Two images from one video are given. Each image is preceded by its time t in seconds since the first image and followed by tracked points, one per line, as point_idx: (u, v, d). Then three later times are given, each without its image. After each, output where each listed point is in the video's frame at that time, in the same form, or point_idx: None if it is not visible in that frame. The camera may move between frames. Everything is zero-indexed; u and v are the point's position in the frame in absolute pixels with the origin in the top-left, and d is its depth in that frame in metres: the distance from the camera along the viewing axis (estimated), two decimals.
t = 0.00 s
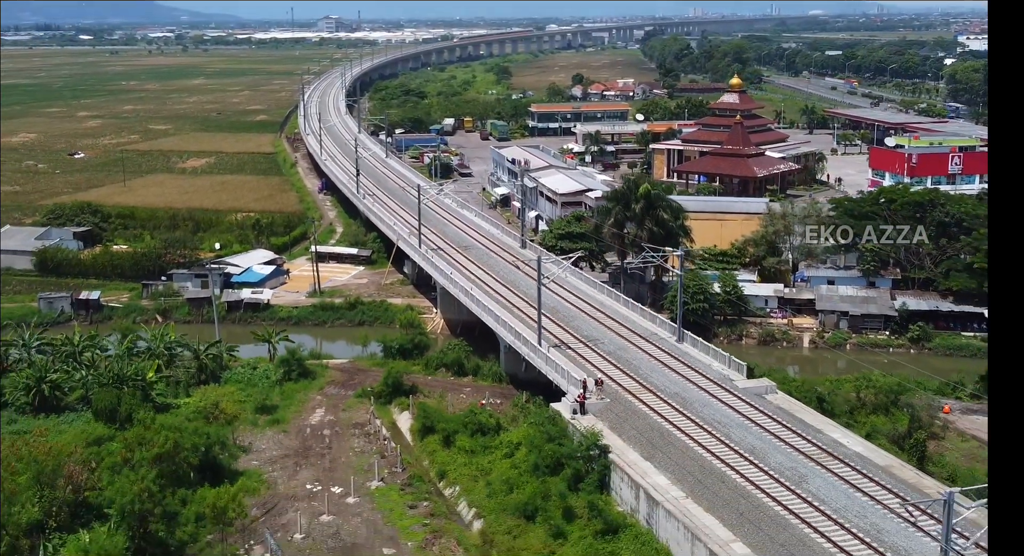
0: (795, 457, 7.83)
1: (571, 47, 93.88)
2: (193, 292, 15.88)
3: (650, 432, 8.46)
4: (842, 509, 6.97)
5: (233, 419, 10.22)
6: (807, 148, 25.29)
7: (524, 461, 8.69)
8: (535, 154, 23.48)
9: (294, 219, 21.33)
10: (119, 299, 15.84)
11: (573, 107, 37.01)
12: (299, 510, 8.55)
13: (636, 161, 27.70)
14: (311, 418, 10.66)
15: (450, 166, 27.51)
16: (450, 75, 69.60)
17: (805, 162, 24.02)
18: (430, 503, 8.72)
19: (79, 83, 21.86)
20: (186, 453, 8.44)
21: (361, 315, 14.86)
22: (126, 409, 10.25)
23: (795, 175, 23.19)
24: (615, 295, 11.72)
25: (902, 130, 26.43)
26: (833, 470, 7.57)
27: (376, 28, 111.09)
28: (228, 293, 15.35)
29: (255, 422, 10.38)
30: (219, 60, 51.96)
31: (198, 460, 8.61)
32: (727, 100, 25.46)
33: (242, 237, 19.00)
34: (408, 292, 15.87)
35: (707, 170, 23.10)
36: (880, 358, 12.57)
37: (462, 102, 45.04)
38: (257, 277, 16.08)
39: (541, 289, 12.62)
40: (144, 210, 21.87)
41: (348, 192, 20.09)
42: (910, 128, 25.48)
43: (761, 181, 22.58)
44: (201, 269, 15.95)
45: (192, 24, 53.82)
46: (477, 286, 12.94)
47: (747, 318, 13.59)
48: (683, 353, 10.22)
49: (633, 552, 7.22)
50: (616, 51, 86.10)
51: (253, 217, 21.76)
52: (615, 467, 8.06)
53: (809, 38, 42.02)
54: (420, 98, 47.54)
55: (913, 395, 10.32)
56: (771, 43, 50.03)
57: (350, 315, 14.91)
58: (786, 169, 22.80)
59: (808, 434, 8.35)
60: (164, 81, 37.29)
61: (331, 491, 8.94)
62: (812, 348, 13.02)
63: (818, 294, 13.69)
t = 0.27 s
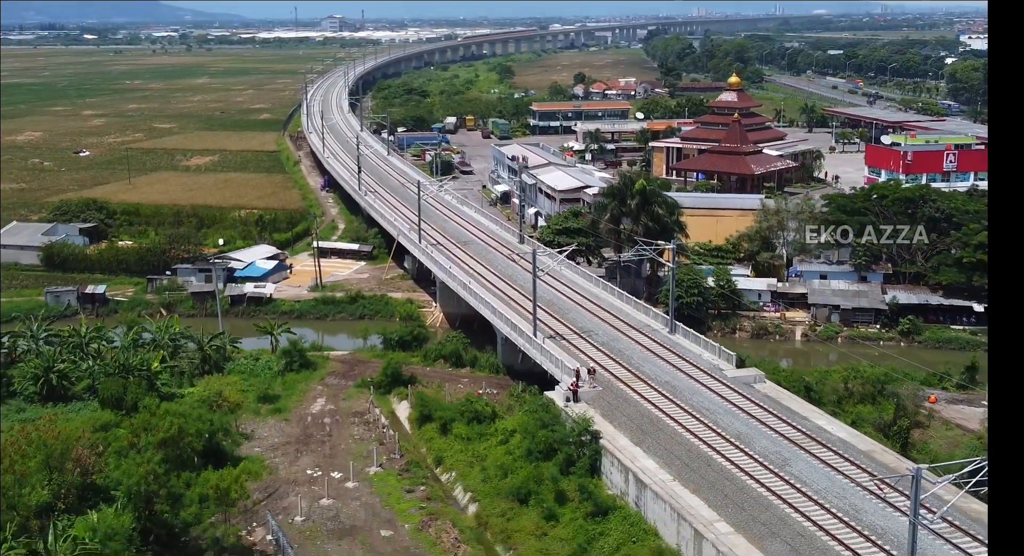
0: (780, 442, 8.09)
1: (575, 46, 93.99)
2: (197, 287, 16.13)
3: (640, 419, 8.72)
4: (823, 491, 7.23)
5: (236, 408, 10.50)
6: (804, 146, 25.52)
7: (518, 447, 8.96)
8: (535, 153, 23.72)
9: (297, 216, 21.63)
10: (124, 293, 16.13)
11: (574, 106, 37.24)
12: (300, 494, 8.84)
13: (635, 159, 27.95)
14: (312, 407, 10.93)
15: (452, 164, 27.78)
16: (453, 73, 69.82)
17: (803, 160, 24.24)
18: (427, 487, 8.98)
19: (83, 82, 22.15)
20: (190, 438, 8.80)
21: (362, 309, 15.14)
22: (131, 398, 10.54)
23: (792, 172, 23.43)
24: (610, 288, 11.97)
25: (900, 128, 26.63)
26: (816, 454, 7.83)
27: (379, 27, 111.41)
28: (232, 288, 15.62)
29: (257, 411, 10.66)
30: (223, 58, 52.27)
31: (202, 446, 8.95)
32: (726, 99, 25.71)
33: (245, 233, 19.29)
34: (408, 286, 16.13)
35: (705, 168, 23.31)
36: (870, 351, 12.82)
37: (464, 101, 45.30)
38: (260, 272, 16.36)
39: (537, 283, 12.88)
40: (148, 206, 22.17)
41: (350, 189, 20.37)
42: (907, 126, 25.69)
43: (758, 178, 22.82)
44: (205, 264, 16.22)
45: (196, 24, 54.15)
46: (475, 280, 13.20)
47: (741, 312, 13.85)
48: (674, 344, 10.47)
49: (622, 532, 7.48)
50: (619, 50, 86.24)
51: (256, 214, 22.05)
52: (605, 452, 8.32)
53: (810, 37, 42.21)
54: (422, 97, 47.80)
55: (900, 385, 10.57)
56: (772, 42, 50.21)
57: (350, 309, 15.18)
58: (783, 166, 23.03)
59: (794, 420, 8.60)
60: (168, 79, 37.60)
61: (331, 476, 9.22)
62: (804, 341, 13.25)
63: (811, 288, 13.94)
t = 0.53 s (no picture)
0: (766, 430, 8.33)
1: (576, 46, 94.18)
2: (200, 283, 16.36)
3: (631, 408, 8.96)
4: (806, 476, 7.46)
5: (237, 398, 10.74)
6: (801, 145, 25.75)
7: (513, 436, 9.19)
8: (534, 151, 23.96)
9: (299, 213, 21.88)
10: (128, 289, 16.37)
11: (574, 105, 37.47)
12: (300, 481, 9.09)
13: (634, 157, 28.17)
14: (313, 398, 11.17)
15: (452, 162, 28.03)
16: (455, 73, 70.03)
17: (800, 158, 24.46)
18: (424, 475, 9.22)
19: (87, 81, 22.39)
20: (193, 427, 9.03)
21: (362, 304, 15.38)
22: (136, 389, 10.79)
23: (789, 170, 23.65)
24: (604, 283, 12.21)
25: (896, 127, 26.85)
26: (801, 442, 8.06)
27: (382, 27, 111.68)
28: (234, 284, 15.85)
29: (259, 402, 10.90)
30: (226, 58, 52.53)
31: (204, 435, 9.20)
32: (724, 98, 25.96)
33: (248, 229, 19.54)
34: (408, 282, 16.38)
35: (703, 166, 23.52)
36: (861, 344, 13.04)
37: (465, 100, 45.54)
38: (262, 268, 16.60)
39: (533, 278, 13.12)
40: (152, 204, 22.42)
41: (351, 187, 20.62)
42: (903, 125, 25.90)
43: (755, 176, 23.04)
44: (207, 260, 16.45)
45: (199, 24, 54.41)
46: (473, 275, 13.45)
47: (735, 307, 14.08)
48: (667, 336, 10.71)
49: (612, 517, 7.71)
50: (620, 50, 86.45)
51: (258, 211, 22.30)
52: (597, 440, 8.56)
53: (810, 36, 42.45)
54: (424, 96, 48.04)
55: (888, 378, 10.79)
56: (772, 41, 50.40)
57: (351, 304, 15.42)
58: (779, 165, 23.26)
59: (780, 409, 8.83)
60: (171, 79, 37.86)
61: (331, 464, 9.46)
62: (797, 336, 13.46)
63: (803, 284, 14.16)
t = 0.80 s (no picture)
0: (755, 421, 8.52)
1: (578, 46, 94.31)
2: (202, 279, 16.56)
3: (624, 400, 9.16)
4: (793, 465, 7.65)
5: (239, 391, 10.94)
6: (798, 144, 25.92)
7: (508, 427, 9.39)
8: (534, 150, 24.16)
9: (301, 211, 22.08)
10: (131, 285, 16.57)
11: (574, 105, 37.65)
12: (300, 471, 9.29)
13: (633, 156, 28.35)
14: (313, 391, 11.37)
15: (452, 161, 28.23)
16: (456, 73, 70.20)
17: (797, 157, 24.62)
18: (421, 465, 9.42)
19: (90, 81, 22.59)
20: (196, 418, 9.23)
21: (363, 300, 15.58)
22: (139, 381, 10.99)
23: (786, 169, 23.82)
24: (600, 279, 12.41)
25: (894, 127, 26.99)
26: (789, 432, 8.25)
27: (384, 27, 111.83)
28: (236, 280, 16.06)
29: (261, 395, 11.10)
30: (228, 57, 52.73)
31: (206, 426, 9.39)
32: (723, 98, 26.14)
33: (250, 227, 19.74)
34: (408, 279, 16.59)
35: (701, 165, 23.72)
36: (853, 340, 13.23)
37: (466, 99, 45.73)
38: (263, 264, 16.80)
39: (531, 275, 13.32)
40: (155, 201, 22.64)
41: (352, 185, 20.82)
42: (900, 124, 26.05)
43: (753, 175, 23.19)
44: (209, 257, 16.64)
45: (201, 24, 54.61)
46: (471, 271, 13.64)
47: (730, 303, 14.26)
48: (661, 331, 10.90)
49: (604, 505, 7.91)
50: (621, 50, 86.59)
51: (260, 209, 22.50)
52: (590, 431, 8.75)
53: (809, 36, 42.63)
54: (425, 96, 48.24)
55: (878, 372, 10.98)
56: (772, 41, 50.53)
57: (351, 300, 15.62)
58: (777, 164, 23.43)
59: (770, 401, 9.03)
60: (174, 78, 38.07)
61: (330, 455, 9.66)
62: (791, 332, 13.65)
63: (798, 280, 14.33)
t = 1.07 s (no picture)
0: (747, 414, 8.68)
1: (580, 46, 94.42)
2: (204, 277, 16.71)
3: (619, 394, 9.32)
4: (783, 457, 7.81)
5: (240, 386, 11.09)
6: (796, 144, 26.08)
7: (505, 420, 9.55)
8: (534, 150, 24.33)
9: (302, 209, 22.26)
10: (134, 282, 16.72)
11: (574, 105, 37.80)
12: (301, 464, 9.45)
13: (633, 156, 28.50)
14: (313, 387, 11.53)
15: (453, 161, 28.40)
16: (457, 73, 70.33)
17: (796, 157, 24.76)
18: (420, 459, 9.58)
19: (93, 81, 22.75)
20: (198, 412, 9.38)
21: (363, 298, 15.74)
22: (142, 377, 11.15)
23: (784, 168, 23.96)
24: (598, 277, 12.56)
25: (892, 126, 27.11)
26: (780, 425, 8.41)
27: (386, 27, 112.01)
28: (238, 278, 16.21)
29: (262, 390, 11.27)
30: (230, 57, 52.90)
31: (209, 419, 9.55)
32: (722, 97, 26.29)
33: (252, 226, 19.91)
34: (408, 277, 16.76)
35: (700, 165, 23.89)
36: (848, 337, 13.37)
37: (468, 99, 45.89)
38: (265, 263, 16.96)
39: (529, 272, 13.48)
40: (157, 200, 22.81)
41: (353, 184, 21.00)
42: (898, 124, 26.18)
43: (752, 174, 23.32)
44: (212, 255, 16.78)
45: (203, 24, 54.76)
46: (471, 269, 13.80)
47: (726, 300, 14.41)
48: (656, 327, 11.06)
49: (599, 496, 8.06)
50: (623, 50, 86.69)
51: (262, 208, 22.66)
52: (585, 424, 8.92)
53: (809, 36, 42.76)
54: (427, 96, 48.40)
55: (871, 367, 11.13)
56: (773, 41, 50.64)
57: (351, 298, 15.78)
58: (776, 163, 23.56)
59: (763, 396, 9.18)
60: (176, 78, 38.24)
61: (331, 448, 9.82)
62: (786, 329, 13.80)
63: (793, 278, 14.47)
